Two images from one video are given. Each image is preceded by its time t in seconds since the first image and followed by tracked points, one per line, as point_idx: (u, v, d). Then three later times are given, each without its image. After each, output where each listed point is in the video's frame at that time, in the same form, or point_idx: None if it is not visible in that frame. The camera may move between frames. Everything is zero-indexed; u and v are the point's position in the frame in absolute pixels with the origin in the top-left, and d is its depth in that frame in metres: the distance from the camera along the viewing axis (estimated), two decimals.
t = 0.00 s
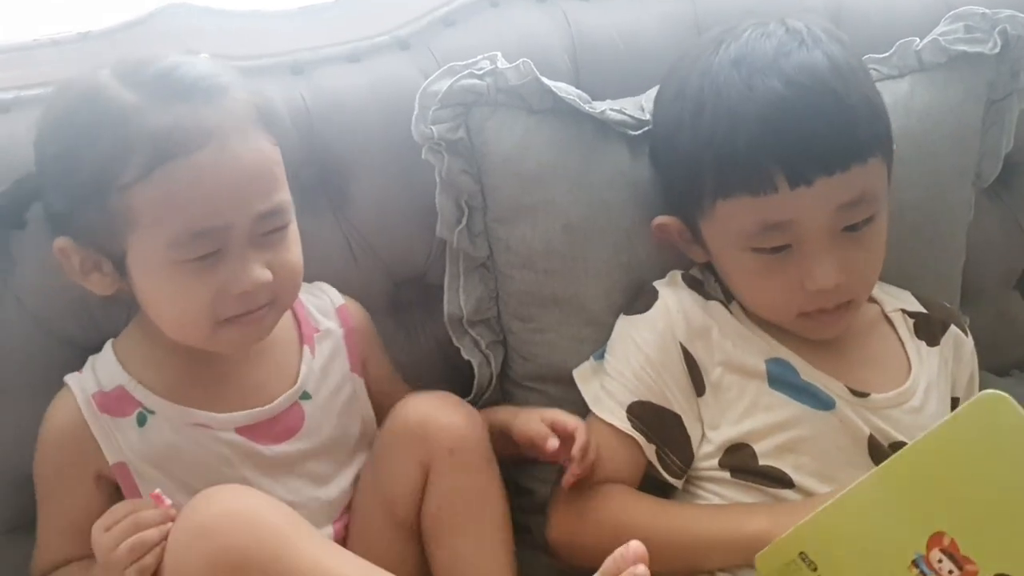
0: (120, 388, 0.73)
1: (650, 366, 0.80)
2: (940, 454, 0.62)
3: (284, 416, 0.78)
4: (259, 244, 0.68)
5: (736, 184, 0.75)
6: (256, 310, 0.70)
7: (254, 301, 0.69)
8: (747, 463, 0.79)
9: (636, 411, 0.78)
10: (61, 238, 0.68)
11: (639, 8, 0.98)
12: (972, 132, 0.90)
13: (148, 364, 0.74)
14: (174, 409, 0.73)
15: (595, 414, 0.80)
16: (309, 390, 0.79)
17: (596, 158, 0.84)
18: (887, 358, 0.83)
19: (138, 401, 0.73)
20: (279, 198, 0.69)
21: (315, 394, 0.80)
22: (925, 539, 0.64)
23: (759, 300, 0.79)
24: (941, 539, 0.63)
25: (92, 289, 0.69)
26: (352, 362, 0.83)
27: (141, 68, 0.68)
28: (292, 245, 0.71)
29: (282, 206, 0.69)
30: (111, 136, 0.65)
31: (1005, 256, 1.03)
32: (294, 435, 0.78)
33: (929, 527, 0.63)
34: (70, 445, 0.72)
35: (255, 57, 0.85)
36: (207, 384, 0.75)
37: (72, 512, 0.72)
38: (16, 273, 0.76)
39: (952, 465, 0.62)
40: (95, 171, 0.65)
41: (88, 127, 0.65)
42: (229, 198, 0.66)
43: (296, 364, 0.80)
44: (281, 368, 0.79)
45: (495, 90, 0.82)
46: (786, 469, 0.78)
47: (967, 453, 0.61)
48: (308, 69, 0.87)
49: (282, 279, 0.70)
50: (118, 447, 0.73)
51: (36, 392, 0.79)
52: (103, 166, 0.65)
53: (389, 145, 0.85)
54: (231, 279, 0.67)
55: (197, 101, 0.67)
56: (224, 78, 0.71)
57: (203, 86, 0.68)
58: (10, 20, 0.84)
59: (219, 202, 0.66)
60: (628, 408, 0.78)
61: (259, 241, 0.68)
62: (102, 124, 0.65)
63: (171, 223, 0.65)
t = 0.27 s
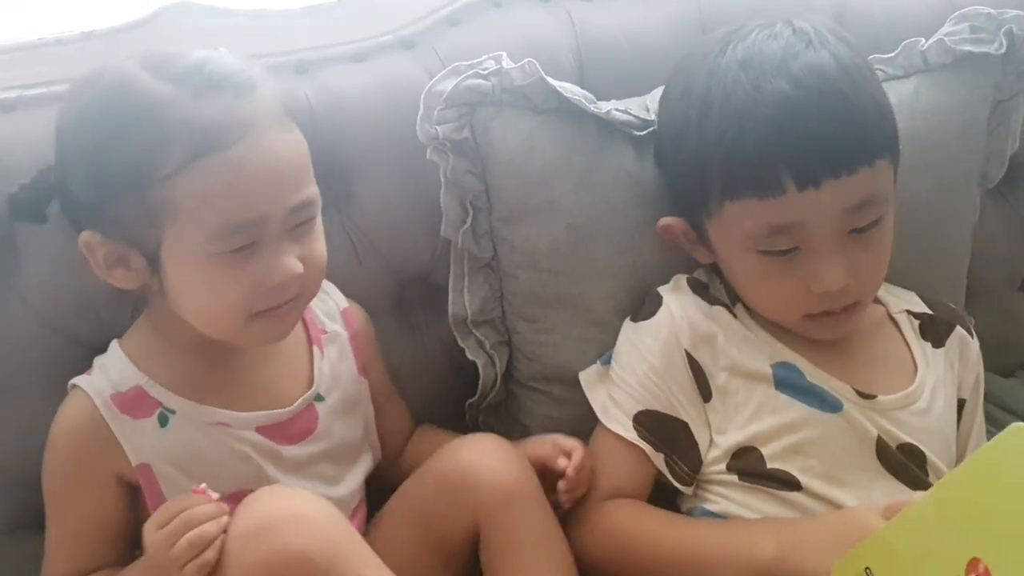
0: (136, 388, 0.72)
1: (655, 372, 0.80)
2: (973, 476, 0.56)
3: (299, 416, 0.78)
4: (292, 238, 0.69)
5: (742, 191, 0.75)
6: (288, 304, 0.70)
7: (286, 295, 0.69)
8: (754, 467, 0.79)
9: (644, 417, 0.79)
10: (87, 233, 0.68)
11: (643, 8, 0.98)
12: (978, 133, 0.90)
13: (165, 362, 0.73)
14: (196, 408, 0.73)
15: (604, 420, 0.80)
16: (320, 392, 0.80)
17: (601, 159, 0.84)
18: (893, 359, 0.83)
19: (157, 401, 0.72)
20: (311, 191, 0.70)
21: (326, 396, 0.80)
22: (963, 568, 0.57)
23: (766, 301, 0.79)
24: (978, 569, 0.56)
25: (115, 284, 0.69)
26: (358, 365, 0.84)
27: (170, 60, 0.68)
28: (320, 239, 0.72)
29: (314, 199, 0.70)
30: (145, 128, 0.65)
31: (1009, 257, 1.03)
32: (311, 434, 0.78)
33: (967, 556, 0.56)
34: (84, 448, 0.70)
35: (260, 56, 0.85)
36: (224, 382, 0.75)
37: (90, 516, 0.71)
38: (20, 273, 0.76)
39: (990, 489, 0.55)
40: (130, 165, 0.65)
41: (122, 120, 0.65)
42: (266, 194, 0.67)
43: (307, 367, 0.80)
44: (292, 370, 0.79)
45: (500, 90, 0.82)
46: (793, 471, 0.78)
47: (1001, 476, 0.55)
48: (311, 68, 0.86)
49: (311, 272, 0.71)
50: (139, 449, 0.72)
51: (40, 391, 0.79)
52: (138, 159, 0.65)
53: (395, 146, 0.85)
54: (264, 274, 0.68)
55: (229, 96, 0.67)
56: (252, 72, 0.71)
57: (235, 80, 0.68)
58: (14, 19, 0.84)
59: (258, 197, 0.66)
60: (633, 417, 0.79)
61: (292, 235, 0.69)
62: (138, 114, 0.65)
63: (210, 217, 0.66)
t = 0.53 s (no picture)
0: (154, 387, 0.72)
1: (661, 373, 0.80)
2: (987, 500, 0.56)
3: (308, 421, 0.79)
4: (320, 236, 0.69)
5: (755, 192, 0.75)
6: (314, 302, 0.71)
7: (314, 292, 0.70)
8: (760, 469, 0.79)
9: (652, 417, 0.79)
10: (115, 233, 0.68)
11: (647, 8, 0.98)
12: (983, 133, 0.90)
13: (189, 360, 0.74)
14: (212, 408, 0.74)
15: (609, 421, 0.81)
16: (330, 396, 0.81)
17: (606, 159, 0.84)
18: (896, 360, 0.83)
19: (175, 400, 0.73)
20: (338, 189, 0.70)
21: (335, 401, 0.81)
22: None
23: (776, 300, 0.79)
24: None
25: (139, 284, 0.70)
26: (367, 370, 0.84)
27: (199, 61, 0.68)
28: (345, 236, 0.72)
29: (341, 197, 0.71)
30: (179, 129, 0.65)
31: (1014, 257, 1.03)
32: (318, 440, 0.79)
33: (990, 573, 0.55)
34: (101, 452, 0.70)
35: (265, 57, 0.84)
36: (240, 382, 0.76)
37: (106, 516, 0.70)
38: (26, 274, 0.77)
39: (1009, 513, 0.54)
40: (164, 166, 0.65)
41: (155, 120, 0.64)
42: (298, 192, 0.67)
43: (316, 368, 0.81)
44: (302, 373, 0.80)
45: (503, 90, 0.82)
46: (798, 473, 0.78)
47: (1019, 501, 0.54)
48: (316, 69, 0.85)
49: (337, 271, 0.71)
50: (156, 449, 0.72)
51: (45, 389, 0.79)
52: (172, 159, 0.65)
53: (400, 147, 0.86)
54: (297, 271, 0.68)
55: (260, 97, 0.68)
56: (279, 75, 0.71)
57: (264, 82, 0.69)
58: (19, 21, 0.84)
59: (291, 195, 0.67)
60: (640, 417, 0.79)
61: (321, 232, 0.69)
62: (171, 115, 0.65)
63: (244, 217, 0.66)
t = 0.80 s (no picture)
0: (199, 376, 0.72)
1: (661, 374, 0.80)
2: (987, 514, 0.56)
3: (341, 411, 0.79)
4: (356, 221, 0.69)
5: (773, 188, 0.75)
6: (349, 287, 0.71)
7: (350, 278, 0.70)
8: (761, 468, 0.79)
9: (655, 418, 0.80)
10: (154, 221, 0.67)
11: (649, 8, 0.98)
12: (986, 134, 0.90)
13: (227, 350, 0.74)
14: (256, 398, 0.74)
15: (613, 424, 0.81)
16: (359, 386, 0.81)
17: (609, 159, 0.84)
18: (899, 359, 0.83)
19: (218, 389, 0.72)
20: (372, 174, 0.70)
21: (364, 390, 0.81)
22: None
23: (786, 298, 0.79)
24: None
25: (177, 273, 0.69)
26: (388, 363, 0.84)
27: (233, 50, 0.68)
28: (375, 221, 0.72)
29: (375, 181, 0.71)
30: (221, 113, 0.64)
31: (1015, 256, 1.03)
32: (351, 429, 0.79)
33: None
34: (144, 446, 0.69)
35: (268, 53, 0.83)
36: (276, 372, 0.76)
37: (155, 504, 0.69)
38: (27, 271, 0.77)
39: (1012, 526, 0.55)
40: (206, 151, 0.64)
41: (197, 103, 0.64)
42: (336, 176, 0.67)
43: (343, 359, 0.81)
44: (331, 361, 0.80)
45: (506, 89, 0.82)
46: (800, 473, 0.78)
47: None
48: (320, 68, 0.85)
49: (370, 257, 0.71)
50: (203, 438, 0.71)
51: (46, 387, 0.79)
52: (216, 142, 0.64)
53: (404, 146, 0.85)
54: (334, 255, 0.68)
55: (299, 82, 0.68)
56: (312, 61, 0.71)
57: (299, 67, 0.69)
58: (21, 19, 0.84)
59: (330, 179, 0.67)
60: (643, 420, 0.80)
61: (357, 217, 0.69)
62: (210, 100, 0.64)
63: (285, 202, 0.66)
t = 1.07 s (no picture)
0: (148, 383, 0.73)
1: (663, 380, 0.80)
2: (988, 516, 0.56)
3: (305, 413, 0.78)
4: (342, 244, 0.71)
5: (781, 187, 0.75)
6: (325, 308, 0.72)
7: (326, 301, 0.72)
8: (763, 468, 0.79)
9: (658, 422, 0.80)
10: (134, 238, 0.67)
11: (651, 8, 0.98)
12: (987, 134, 0.90)
13: (193, 360, 0.74)
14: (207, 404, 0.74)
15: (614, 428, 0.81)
16: (331, 386, 0.81)
17: (610, 159, 0.84)
18: (902, 358, 0.83)
19: (167, 397, 0.73)
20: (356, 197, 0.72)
21: (338, 391, 0.81)
22: None
23: (791, 298, 0.79)
24: None
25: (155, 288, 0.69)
26: (373, 364, 0.84)
27: (229, 66, 0.67)
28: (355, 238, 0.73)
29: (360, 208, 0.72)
30: (222, 141, 0.64)
31: (1017, 256, 1.03)
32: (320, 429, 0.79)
33: None
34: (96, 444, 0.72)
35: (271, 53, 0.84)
36: (245, 376, 0.76)
37: (98, 506, 0.72)
38: (30, 270, 0.77)
39: None
40: (204, 179, 0.64)
41: (195, 129, 0.64)
42: (325, 202, 0.68)
43: (319, 359, 0.81)
44: (307, 364, 0.80)
45: (507, 89, 0.82)
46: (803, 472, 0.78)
47: None
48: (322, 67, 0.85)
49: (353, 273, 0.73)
50: (148, 444, 0.73)
51: (48, 387, 0.79)
52: (215, 169, 0.64)
53: (405, 146, 0.86)
54: (321, 279, 0.70)
55: (293, 106, 0.67)
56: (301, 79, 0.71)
57: (292, 89, 0.69)
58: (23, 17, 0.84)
59: (319, 203, 0.68)
60: (645, 424, 0.80)
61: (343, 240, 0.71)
62: (209, 128, 0.64)
63: (277, 228, 0.67)
